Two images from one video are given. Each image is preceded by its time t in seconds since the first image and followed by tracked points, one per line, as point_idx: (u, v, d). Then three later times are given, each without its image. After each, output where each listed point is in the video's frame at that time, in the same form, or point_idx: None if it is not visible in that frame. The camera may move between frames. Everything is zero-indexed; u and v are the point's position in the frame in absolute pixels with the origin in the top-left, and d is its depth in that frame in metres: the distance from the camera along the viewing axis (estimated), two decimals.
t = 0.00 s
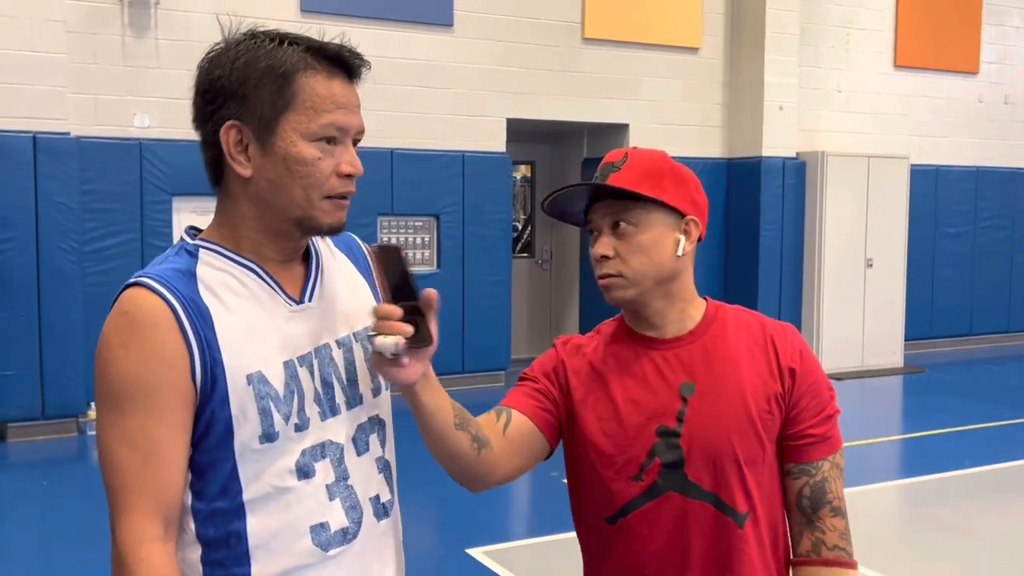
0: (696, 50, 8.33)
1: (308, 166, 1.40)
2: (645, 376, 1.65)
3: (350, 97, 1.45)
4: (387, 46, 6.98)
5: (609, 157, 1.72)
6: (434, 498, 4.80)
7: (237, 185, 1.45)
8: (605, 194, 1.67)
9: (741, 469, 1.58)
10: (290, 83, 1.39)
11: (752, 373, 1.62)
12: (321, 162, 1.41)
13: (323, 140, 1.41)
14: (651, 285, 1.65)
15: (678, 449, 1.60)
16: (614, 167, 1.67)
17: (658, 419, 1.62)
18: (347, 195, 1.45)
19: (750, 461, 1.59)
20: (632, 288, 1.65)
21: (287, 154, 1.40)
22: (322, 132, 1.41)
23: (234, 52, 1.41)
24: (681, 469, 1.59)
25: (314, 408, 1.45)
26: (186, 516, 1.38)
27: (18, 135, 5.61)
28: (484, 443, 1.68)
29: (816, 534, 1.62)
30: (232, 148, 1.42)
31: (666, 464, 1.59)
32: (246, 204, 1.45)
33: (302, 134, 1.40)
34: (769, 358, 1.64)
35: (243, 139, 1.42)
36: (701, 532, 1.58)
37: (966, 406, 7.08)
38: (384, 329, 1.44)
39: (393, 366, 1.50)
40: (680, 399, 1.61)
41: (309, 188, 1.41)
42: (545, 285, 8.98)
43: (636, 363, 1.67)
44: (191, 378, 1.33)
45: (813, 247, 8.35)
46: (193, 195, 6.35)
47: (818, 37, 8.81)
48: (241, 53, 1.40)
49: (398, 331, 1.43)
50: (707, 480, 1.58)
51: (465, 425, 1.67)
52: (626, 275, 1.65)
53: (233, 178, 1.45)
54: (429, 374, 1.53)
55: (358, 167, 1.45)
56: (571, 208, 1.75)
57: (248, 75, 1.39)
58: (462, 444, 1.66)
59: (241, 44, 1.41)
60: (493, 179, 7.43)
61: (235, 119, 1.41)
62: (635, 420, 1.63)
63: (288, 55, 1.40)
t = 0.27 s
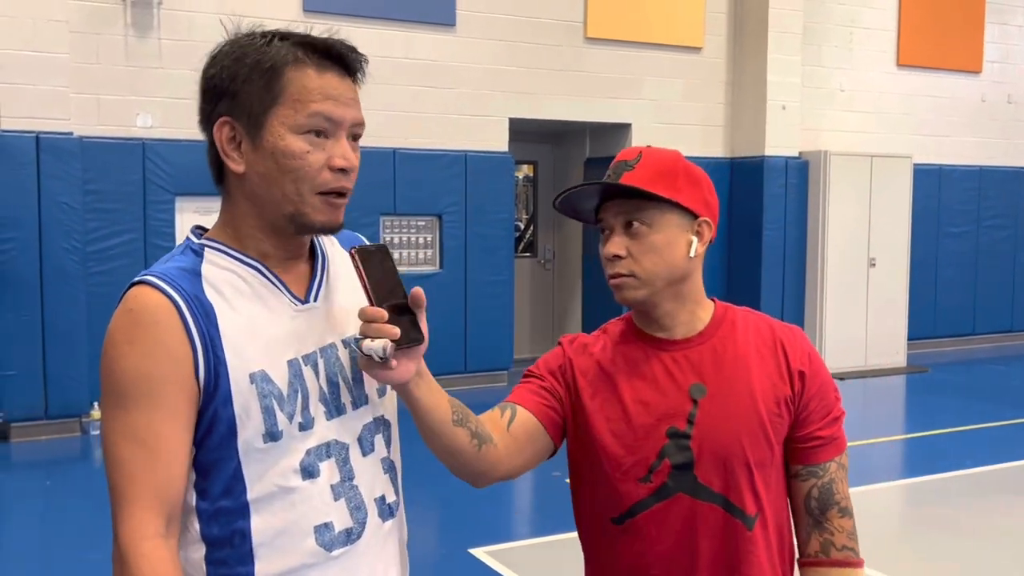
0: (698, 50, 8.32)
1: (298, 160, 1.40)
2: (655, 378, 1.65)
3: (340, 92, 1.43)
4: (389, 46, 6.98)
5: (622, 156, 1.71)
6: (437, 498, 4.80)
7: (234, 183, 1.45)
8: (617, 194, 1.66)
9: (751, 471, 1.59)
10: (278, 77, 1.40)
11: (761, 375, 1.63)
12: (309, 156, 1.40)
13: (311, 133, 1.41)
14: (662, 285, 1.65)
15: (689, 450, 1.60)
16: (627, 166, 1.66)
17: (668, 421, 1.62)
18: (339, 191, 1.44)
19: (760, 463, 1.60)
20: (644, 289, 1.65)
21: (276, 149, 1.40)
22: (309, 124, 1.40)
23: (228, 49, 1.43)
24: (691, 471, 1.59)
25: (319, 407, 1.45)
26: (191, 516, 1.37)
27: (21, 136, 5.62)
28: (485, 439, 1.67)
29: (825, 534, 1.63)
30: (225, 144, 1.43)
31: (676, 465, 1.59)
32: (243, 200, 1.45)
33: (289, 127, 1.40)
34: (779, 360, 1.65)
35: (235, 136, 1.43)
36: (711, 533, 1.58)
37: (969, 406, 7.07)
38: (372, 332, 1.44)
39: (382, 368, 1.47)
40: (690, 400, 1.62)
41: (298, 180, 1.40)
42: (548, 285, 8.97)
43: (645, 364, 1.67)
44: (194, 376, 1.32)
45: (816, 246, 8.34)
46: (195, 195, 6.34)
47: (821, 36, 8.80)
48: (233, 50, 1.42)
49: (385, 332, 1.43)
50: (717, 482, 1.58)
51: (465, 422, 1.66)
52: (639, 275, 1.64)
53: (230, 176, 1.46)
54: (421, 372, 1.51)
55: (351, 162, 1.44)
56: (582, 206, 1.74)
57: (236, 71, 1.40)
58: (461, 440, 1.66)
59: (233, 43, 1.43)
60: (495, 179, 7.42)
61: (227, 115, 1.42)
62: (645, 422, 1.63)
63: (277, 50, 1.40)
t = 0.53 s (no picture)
0: (701, 49, 8.31)
1: (274, 145, 1.38)
2: (663, 377, 1.65)
3: (338, 94, 1.43)
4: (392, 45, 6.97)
5: (633, 154, 1.71)
6: (439, 497, 4.80)
7: (218, 163, 1.45)
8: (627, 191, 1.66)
9: (759, 471, 1.58)
10: (279, 66, 1.41)
11: (769, 375, 1.63)
12: (285, 144, 1.39)
13: (296, 124, 1.40)
14: (672, 285, 1.65)
15: (695, 450, 1.59)
16: (638, 164, 1.65)
17: (676, 420, 1.61)
18: (313, 188, 1.41)
19: (768, 463, 1.60)
20: (654, 288, 1.64)
21: (257, 132, 1.39)
22: (295, 115, 1.40)
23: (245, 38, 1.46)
24: (698, 471, 1.59)
25: (309, 405, 1.44)
26: (185, 518, 1.37)
27: (24, 135, 5.62)
28: (487, 435, 1.67)
29: (828, 536, 1.65)
30: (216, 123, 1.45)
31: (683, 465, 1.59)
32: (223, 182, 1.45)
33: (276, 114, 1.40)
34: (787, 361, 1.65)
35: (228, 116, 1.44)
36: (718, 534, 1.58)
37: (972, 405, 7.06)
38: (369, 336, 1.44)
39: (381, 371, 1.48)
40: (698, 400, 1.61)
41: (267, 165, 1.39)
42: (550, 284, 8.97)
43: (652, 363, 1.67)
44: (183, 377, 1.31)
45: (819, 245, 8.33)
46: (198, 194, 6.34)
47: (824, 35, 8.78)
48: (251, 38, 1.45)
49: (384, 335, 1.43)
50: (724, 482, 1.58)
51: (466, 419, 1.66)
52: (649, 274, 1.64)
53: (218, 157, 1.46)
54: (421, 373, 1.54)
55: (331, 165, 1.41)
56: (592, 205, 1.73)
57: (245, 53, 1.43)
58: (462, 438, 1.65)
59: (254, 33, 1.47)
60: (498, 178, 7.42)
61: (225, 94, 1.44)
62: (653, 421, 1.62)
63: (287, 41, 1.42)
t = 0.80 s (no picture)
0: (703, 47, 8.31)
1: (281, 145, 1.38)
2: (670, 373, 1.65)
3: (337, 90, 1.43)
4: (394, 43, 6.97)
5: (642, 150, 1.71)
6: (441, 495, 4.80)
7: (217, 161, 1.44)
8: (637, 188, 1.66)
9: (765, 469, 1.58)
10: (278, 65, 1.39)
11: (776, 372, 1.63)
12: (293, 143, 1.39)
13: (302, 124, 1.40)
14: (682, 282, 1.65)
15: (702, 447, 1.59)
16: (648, 161, 1.65)
17: (682, 416, 1.61)
18: (320, 185, 1.42)
19: (775, 461, 1.59)
20: (665, 284, 1.64)
21: (263, 132, 1.39)
22: (300, 116, 1.39)
23: (236, 33, 1.44)
24: (704, 467, 1.58)
25: (312, 397, 1.44)
26: (184, 510, 1.35)
27: (25, 133, 5.62)
28: (487, 430, 1.68)
29: (836, 534, 1.62)
30: (212, 122, 1.42)
31: (689, 461, 1.59)
32: (226, 181, 1.44)
33: (280, 115, 1.39)
34: (794, 359, 1.65)
35: (225, 114, 1.42)
36: (724, 531, 1.57)
37: (974, 404, 7.04)
38: (362, 336, 1.44)
39: (374, 371, 1.47)
40: (704, 396, 1.61)
41: (277, 165, 1.39)
42: (552, 283, 8.96)
43: (659, 359, 1.67)
44: (184, 366, 1.30)
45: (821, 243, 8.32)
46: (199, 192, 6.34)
47: (826, 33, 8.77)
48: (245, 33, 1.43)
49: (374, 336, 1.44)
50: (730, 479, 1.58)
51: (465, 413, 1.67)
52: (660, 270, 1.64)
53: (215, 154, 1.45)
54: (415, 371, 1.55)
55: (336, 160, 1.43)
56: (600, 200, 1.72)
57: (239, 53, 1.41)
58: (462, 433, 1.67)
59: (243, 27, 1.44)
60: (500, 176, 7.41)
61: (219, 93, 1.42)
62: (660, 417, 1.62)
63: (282, 39, 1.40)
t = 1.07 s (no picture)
0: (705, 45, 8.29)
1: (262, 142, 1.42)
2: (671, 379, 1.64)
3: (315, 86, 1.47)
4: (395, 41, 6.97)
5: (694, 146, 1.67)
6: (443, 493, 4.79)
7: (209, 164, 1.50)
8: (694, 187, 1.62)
9: (765, 476, 1.59)
10: (257, 67, 1.44)
11: (776, 379, 1.62)
12: (274, 140, 1.43)
13: (284, 122, 1.44)
14: (718, 289, 1.63)
15: (702, 454, 1.60)
16: (709, 160, 1.62)
17: (683, 423, 1.62)
18: (305, 181, 1.47)
19: (776, 468, 1.59)
20: (704, 287, 1.62)
21: (246, 133, 1.43)
22: (280, 115, 1.43)
23: (220, 41, 1.49)
24: (705, 474, 1.59)
25: (308, 379, 1.50)
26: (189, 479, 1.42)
27: (27, 131, 5.62)
28: (480, 433, 1.72)
29: (840, 534, 1.64)
30: (201, 127, 1.48)
31: (689, 468, 1.59)
32: (217, 182, 1.49)
33: (261, 115, 1.43)
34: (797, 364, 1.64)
35: (212, 119, 1.48)
36: (726, 538, 1.57)
37: (977, 402, 7.04)
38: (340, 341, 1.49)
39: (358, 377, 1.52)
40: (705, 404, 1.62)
41: (259, 164, 1.43)
42: (553, 281, 8.97)
43: (660, 364, 1.66)
44: (179, 349, 1.36)
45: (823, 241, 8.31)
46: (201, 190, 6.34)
47: (828, 30, 8.75)
48: (227, 40, 1.48)
49: (351, 342, 1.48)
50: (730, 486, 1.58)
51: (458, 416, 1.72)
52: (704, 273, 1.61)
53: (207, 159, 1.51)
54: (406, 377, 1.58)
55: (319, 155, 1.47)
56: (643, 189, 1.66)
57: (221, 58, 1.46)
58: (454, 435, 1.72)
59: (225, 35, 1.49)
60: (501, 174, 7.41)
61: (206, 100, 1.48)
62: (661, 424, 1.63)
63: (261, 42, 1.45)
